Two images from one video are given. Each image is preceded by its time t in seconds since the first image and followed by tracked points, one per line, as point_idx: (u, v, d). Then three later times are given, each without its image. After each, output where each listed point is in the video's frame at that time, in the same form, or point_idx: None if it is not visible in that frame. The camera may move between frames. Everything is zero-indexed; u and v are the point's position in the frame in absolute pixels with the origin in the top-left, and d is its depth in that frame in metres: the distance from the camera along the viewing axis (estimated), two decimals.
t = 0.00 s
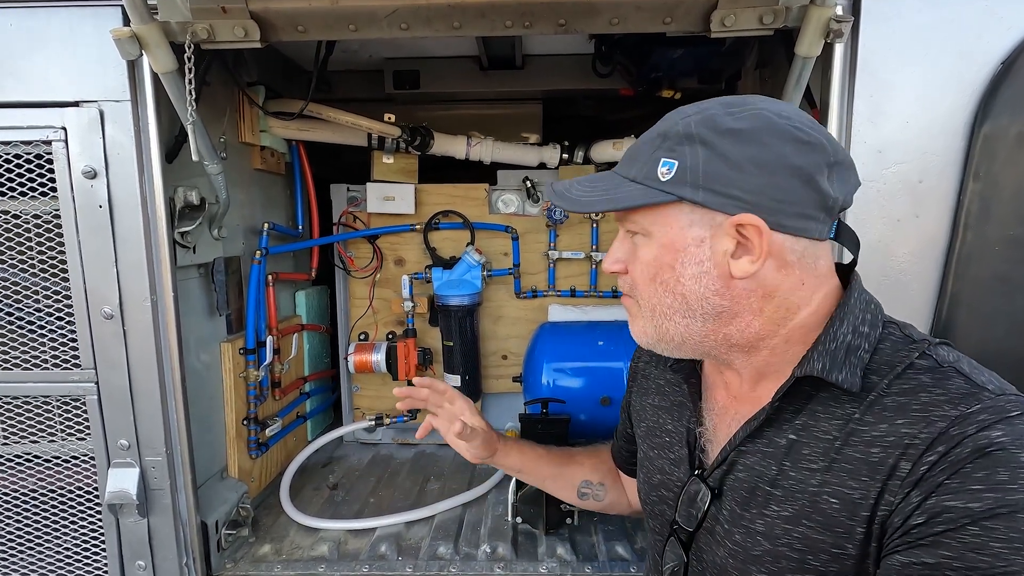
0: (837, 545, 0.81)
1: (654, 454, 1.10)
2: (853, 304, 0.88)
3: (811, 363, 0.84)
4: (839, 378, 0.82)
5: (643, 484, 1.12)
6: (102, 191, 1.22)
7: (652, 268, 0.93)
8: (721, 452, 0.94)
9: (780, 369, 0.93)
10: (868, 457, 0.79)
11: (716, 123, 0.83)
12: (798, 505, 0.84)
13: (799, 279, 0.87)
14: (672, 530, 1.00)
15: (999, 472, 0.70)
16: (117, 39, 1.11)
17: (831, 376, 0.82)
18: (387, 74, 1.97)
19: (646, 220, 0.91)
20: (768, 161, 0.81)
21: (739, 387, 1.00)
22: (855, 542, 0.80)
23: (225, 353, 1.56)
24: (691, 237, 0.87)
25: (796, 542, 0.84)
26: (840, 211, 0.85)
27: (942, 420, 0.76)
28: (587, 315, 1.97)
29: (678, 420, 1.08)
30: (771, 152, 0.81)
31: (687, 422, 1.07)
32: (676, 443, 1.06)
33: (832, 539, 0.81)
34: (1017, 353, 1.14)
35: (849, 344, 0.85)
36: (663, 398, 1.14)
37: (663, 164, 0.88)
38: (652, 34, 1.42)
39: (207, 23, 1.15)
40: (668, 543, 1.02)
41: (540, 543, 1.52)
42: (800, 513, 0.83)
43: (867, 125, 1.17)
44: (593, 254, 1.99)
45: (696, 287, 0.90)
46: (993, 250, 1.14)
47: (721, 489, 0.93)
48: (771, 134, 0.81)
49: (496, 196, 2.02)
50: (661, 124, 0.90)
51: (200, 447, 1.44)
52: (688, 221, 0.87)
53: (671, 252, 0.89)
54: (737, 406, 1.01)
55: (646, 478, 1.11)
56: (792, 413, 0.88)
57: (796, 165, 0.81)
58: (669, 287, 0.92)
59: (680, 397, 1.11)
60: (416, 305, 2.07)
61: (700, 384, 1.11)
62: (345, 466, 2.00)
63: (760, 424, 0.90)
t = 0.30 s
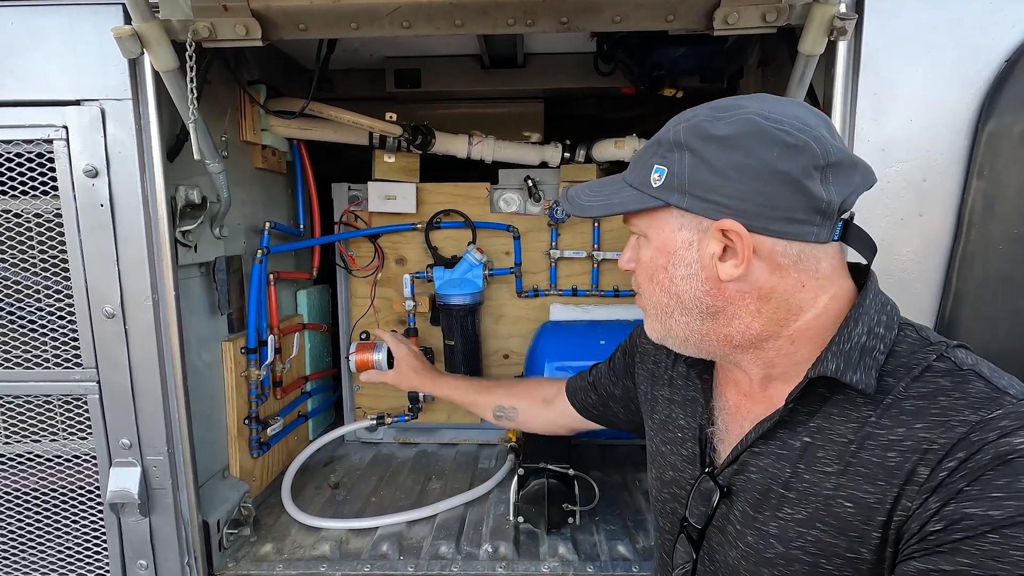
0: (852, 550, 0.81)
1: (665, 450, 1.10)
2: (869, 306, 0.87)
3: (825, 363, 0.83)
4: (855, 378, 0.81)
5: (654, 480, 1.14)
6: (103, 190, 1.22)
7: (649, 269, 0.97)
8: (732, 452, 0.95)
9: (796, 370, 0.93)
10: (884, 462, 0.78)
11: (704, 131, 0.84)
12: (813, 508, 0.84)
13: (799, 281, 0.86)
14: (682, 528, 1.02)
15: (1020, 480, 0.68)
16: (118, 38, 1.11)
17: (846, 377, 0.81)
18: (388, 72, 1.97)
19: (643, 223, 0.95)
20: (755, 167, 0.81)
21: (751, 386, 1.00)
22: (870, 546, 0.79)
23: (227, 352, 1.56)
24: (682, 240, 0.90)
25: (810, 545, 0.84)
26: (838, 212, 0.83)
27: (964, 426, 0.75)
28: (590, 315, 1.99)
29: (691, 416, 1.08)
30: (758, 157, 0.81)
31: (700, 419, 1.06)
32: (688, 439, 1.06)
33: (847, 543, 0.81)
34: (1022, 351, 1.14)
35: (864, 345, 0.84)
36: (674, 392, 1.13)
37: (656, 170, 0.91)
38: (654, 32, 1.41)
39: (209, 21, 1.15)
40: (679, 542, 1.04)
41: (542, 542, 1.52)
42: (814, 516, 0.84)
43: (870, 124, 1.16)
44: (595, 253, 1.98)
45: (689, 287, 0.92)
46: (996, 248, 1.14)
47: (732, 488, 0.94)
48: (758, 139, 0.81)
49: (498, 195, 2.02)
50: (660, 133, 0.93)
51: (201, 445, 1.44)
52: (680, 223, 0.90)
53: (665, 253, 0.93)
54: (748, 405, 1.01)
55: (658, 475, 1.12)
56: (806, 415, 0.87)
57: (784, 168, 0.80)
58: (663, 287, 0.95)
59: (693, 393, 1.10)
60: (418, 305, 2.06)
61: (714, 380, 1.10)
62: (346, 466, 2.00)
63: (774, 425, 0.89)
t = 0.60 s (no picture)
0: (841, 536, 0.81)
1: (660, 446, 1.10)
2: (852, 299, 0.88)
3: (815, 358, 0.84)
4: (843, 371, 0.82)
5: (652, 475, 1.13)
6: (105, 188, 1.22)
7: (688, 253, 0.87)
8: (727, 448, 0.95)
9: (786, 365, 0.93)
10: (868, 452, 0.79)
11: (759, 114, 0.83)
12: (802, 497, 0.84)
13: (808, 269, 0.87)
14: (678, 522, 1.02)
15: (998, 466, 0.69)
16: (120, 35, 1.11)
17: (835, 370, 0.82)
18: (390, 71, 1.97)
19: (684, 202, 0.86)
20: (806, 152, 0.82)
21: (743, 383, 1.00)
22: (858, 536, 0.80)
23: (229, 352, 1.56)
24: (737, 221, 0.83)
25: (800, 534, 0.84)
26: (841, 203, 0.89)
27: (941, 416, 0.75)
28: (591, 314, 2.01)
29: (683, 413, 1.07)
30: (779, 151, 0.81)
31: (692, 415, 1.06)
32: (680, 436, 1.06)
33: (835, 531, 0.81)
34: None
35: (850, 339, 0.84)
36: (667, 390, 1.13)
37: (707, 147, 0.83)
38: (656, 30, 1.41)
39: (210, 19, 1.15)
40: (675, 536, 1.03)
41: (544, 541, 1.52)
42: (804, 505, 0.84)
43: (873, 122, 1.16)
44: (597, 253, 1.98)
45: (739, 273, 0.85)
46: (1000, 248, 1.14)
47: (727, 482, 0.93)
48: (806, 128, 0.83)
49: (499, 194, 2.02)
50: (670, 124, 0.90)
51: (202, 443, 1.44)
52: (733, 204, 0.83)
53: (711, 237, 0.85)
54: (740, 401, 1.01)
55: (655, 470, 1.12)
56: (795, 408, 0.88)
57: (802, 168, 0.82)
58: (706, 274, 0.87)
59: (684, 391, 1.10)
60: (419, 304, 2.06)
61: (705, 378, 1.10)
62: (348, 465, 2.00)
63: (766, 419, 0.90)
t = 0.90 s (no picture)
0: (832, 526, 0.80)
1: (656, 446, 1.10)
2: (829, 293, 0.91)
3: (800, 352, 0.85)
4: (826, 363, 0.83)
5: (648, 477, 1.12)
6: (106, 187, 1.21)
7: (787, 235, 0.85)
8: (722, 446, 0.95)
9: (774, 359, 0.96)
10: (853, 441, 0.79)
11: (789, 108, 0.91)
12: (793, 490, 0.83)
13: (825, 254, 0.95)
14: (675, 523, 1.01)
15: (973, 448, 0.69)
16: (122, 34, 1.11)
17: (820, 362, 0.83)
18: (392, 70, 1.97)
19: (777, 182, 0.86)
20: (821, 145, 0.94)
21: (737, 383, 1.01)
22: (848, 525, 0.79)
23: (230, 351, 1.55)
24: (808, 202, 0.88)
25: (793, 526, 0.83)
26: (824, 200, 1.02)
27: (919, 403, 0.75)
28: (592, 313, 2.01)
29: (677, 414, 1.07)
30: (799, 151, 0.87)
31: (686, 415, 1.05)
32: (676, 436, 1.05)
33: (826, 521, 0.80)
34: None
35: (831, 332, 0.86)
36: (665, 391, 1.12)
37: (780, 129, 0.86)
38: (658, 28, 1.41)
39: (211, 18, 1.14)
40: (673, 536, 1.02)
41: (547, 542, 1.51)
42: (795, 498, 0.83)
43: (878, 120, 1.15)
44: (599, 252, 1.97)
45: (818, 250, 0.89)
46: (1007, 247, 1.13)
47: (723, 482, 0.93)
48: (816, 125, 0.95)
49: (501, 194, 2.01)
50: (695, 118, 0.86)
51: (203, 444, 1.43)
52: (801, 185, 0.88)
53: (800, 219, 0.87)
54: (734, 401, 1.01)
55: (651, 471, 1.11)
56: (784, 403, 0.89)
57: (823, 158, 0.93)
58: (801, 254, 0.86)
59: (678, 392, 1.09)
60: (421, 303, 2.06)
61: (699, 380, 1.10)
62: (350, 465, 2.00)
63: (755, 416, 0.90)
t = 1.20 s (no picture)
0: (828, 524, 0.80)
1: (655, 444, 1.09)
2: (834, 293, 0.90)
3: (801, 352, 0.85)
4: (826, 365, 0.83)
5: (647, 475, 1.12)
6: (104, 185, 1.21)
7: (776, 235, 0.84)
8: (720, 443, 0.94)
9: (773, 356, 0.95)
10: (850, 439, 0.78)
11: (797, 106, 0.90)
12: (791, 488, 0.83)
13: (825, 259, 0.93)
14: (673, 520, 1.01)
15: (971, 447, 0.68)
16: (120, 30, 1.11)
17: (820, 364, 0.83)
18: (391, 68, 1.96)
19: (773, 181, 0.84)
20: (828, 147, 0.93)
21: (736, 379, 1.00)
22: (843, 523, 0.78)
23: (229, 350, 1.54)
24: (805, 204, 0.86)
25: (790, 524, 0.83)
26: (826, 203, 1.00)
27: (917, 401, 0.75)
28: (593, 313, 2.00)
29: (676, 411, 1.06)
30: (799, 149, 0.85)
31: (685, 412, 1.05)
32: (675, 434, 1.05)
33: (822, 519, 0.80)
34: None
35: (833, 333, 0.86)
36: (663, 388, 1.12)
37: (784, 126, 0.85)
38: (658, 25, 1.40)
39: (210, 14, 1.14)
40: (671, 534, 1.03)
41: (546, 541, 1.51)
42: (792, 496, 0.83)
43: (880, 117, 1.15)
44: (599, 251, 1.97)
45: (812, 254, 0.87)
46: (1008, 245, 1.12)
47: (721, 479, 0.93)
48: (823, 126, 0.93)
49: (501, 193, 2.00)
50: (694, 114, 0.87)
51: (202, 442, 1.43)
52: (800, 186, 0.86)
53: (795, 220, 0.85)
54: (734, 398, 1.01)
55: (650, 468, 1.11)
56: (783, 400, 0.88)
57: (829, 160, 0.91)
58: (790, 255, 0.85)
59: (677, 389, 1.09)
60: (421, 302, 2.06)
61: (698, 378, 1.10)
62: (349, 464, 1.99)
63: (753, 413, 0.90)
